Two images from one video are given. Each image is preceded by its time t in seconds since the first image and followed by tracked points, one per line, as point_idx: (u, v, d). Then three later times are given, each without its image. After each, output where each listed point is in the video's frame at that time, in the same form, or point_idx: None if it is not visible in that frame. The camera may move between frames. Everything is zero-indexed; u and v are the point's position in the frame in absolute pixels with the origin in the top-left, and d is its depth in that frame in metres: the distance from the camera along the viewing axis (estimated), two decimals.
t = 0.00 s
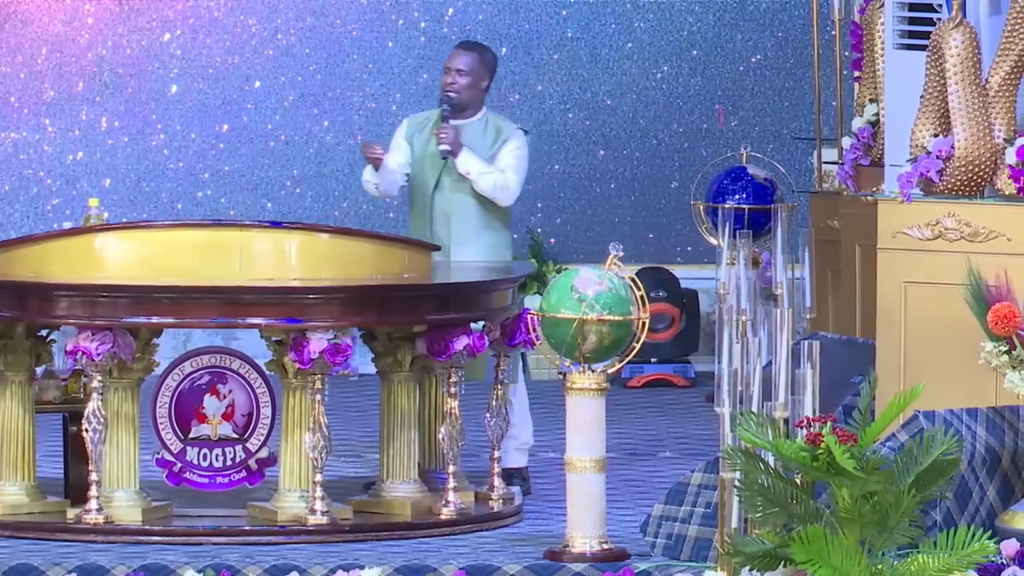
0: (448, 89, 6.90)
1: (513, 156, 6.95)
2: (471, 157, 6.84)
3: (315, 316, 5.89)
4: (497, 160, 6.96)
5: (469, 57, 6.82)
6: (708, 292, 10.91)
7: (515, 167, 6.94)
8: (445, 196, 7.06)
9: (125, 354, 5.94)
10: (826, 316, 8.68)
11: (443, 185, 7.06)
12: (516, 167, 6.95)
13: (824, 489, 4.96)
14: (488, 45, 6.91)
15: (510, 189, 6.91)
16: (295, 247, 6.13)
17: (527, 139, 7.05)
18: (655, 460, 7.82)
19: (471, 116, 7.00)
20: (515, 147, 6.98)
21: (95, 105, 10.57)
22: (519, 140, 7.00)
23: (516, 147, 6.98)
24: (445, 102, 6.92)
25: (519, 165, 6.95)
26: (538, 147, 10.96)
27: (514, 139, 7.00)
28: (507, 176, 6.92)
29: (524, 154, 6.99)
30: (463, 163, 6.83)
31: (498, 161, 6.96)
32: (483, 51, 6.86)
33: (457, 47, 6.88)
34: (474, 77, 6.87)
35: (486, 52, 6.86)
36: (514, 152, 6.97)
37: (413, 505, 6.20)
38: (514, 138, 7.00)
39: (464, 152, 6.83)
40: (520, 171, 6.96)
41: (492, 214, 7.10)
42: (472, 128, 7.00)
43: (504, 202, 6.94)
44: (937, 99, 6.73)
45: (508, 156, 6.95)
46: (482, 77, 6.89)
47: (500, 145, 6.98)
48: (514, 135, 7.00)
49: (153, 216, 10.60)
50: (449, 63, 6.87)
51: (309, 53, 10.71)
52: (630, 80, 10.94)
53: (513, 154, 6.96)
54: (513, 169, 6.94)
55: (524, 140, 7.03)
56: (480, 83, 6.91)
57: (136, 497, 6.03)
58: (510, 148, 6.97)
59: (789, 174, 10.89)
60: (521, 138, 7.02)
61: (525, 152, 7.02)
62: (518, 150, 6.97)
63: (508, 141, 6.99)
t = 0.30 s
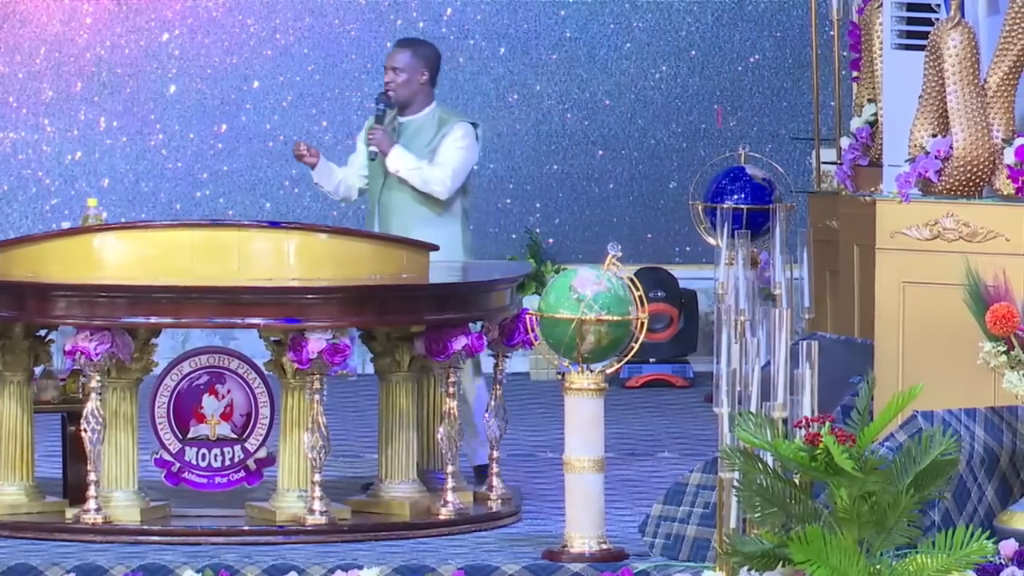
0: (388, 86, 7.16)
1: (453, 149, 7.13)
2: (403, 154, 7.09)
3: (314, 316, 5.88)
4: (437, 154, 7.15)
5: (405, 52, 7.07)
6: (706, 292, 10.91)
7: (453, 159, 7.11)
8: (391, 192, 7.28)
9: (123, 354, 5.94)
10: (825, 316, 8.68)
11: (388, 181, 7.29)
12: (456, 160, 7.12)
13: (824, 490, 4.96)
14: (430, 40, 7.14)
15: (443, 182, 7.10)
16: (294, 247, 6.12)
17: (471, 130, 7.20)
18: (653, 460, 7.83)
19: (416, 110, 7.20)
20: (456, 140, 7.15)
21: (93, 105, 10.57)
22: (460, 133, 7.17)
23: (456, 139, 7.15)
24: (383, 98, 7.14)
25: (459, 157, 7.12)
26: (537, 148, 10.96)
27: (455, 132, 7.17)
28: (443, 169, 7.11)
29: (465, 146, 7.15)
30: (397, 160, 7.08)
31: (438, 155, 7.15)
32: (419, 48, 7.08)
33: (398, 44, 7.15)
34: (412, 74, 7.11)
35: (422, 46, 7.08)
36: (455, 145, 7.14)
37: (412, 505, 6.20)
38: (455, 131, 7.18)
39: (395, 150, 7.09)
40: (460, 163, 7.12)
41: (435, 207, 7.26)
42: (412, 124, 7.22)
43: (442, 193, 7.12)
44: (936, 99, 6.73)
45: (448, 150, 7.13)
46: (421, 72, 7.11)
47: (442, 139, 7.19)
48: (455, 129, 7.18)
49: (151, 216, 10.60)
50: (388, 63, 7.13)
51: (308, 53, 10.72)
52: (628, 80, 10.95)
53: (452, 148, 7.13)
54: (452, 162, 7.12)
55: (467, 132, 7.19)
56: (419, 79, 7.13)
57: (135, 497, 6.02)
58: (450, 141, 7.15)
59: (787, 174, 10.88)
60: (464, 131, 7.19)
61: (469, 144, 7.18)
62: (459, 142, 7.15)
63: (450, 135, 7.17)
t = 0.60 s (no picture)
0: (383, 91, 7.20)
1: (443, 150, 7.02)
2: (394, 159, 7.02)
3: (330, 317, 5.88)
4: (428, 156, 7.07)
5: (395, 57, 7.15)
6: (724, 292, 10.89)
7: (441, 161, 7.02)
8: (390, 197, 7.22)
9: (141, 354, 5.96)
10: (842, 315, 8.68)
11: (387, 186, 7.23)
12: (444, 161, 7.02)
13: (842, 490, 4.95)
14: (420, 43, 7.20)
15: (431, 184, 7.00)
16: (311, 247, 6.12)
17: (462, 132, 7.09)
18: (671, 460, 7.82)
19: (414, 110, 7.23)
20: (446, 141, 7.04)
21: (111, 105, 10.60)
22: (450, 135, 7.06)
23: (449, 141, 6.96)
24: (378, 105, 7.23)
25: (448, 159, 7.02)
26: (555, 148, 10.98)
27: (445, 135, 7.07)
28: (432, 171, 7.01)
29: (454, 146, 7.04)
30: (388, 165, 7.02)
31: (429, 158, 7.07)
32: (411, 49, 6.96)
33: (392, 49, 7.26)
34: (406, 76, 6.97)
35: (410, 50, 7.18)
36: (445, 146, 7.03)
37: (430, 505, 6.21)
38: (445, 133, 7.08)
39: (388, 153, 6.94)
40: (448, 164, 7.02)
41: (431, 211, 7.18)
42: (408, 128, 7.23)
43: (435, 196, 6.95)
44: (953, 99, 6.72)
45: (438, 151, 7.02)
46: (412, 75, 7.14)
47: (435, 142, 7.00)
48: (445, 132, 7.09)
49: (168, 216, 10.62)
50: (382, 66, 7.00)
51: (324, 53, 10.74)
52: (646, 80, 10.96)
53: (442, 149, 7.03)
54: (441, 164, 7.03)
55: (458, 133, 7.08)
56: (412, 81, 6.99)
57: (152, 497, 6.04)
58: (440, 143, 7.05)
59: (804, 174, 10.86)
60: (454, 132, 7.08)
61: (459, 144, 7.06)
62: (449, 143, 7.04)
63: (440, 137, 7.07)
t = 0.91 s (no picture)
0: (410, 91, 6.85)
1: (459, 162, 6.73)
2: (407, 162, 6.73)
3: (365, 317, 5.89)
4: (442, 164, 6.76)
5: (428, 58, 6.75)
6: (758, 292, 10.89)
7: (455, 173, 6.73)
8: (399, 198, 6.92)
9: (176, 354, 5.98)
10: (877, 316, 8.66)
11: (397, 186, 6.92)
12: (460, 173, 6.73)
13: (876, 490, 4.95)
14: (454, 44, 6.82)
15: (441, 195, 6.72)
16: (346, 247, 6.13)
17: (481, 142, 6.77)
18: (706, 461, 7.82)
19: (440, 113, 6.86)
20: (464, 152, 6.75)
21: (146, 105, 10.64)
22: (468, 145, 6.75)
23: (465, 152, 6.75)
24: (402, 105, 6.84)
25: (463, 171, 6.73)
26: (589, 148, 10.99)
27: (463, 142, 6.76)
28: (444, 181, 6.73)
29: (473, 158, 6.74)
30: (400, 167, 6.72)
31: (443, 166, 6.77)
32: (444, 53, 6.77)
33: (425, 49, 6.83)
34: (436, 80, 6.78)
35: (446, 53, 6.77)
36: (462, 157, 6.73)
37: (464, 506, 6.22)
38: (463, 141, 6.76)
39: (403, 156, 6.73)
40: (463, 177, 6.73)
41: (440, 217, 6.85)
42: (428, 128, 6.87)
43: (441, 206, 6.74)
44: (987, 99, 6.69)
45: (453, 162, 6.73)
46: (443, 79, 6.78)
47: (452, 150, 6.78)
48: (463, 139, 6.77)
49: (204, 216, 10.66)
50: (412, 67, 6.81)
51: (360, 53, 10.79)
52: (681, 80, 10.98)
53: (457, 159, 6.74)
54: (455, 175, 6.74)
55: (477, 142, 6.77)
56: (441, 86, 6.80)
57: (187, 497, 6.06)
58: (457, 153, 6.75)
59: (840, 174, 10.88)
60: (473, 141, 6.77)
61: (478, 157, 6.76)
62: (467, 154, 6.74)
63: (458, 145, 6.76)
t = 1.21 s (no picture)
0: (425, 93, 6.84)
1: (470, 169, 6.67)
2: (417, 164, 6.66)
3: (387, 317, 5.90)
4: (452, 170, 6.71)
5: (447, 61, 6.76)
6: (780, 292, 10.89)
7: (463, 180, 6.67)
8: (406, 198, 6.85)
9: (197, 354, 5.98)
10: (899, 316, 8.64)
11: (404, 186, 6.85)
12: (468, 181, 6.67)
13: (897, 491, 4.95)
14: (476, 52, 6.82)
15: (446, 200, 6.66)
16: (368, 247, 6.13)
17: (493, 151, 6.71)
18: (728, 460, 7.82)
19: (454, 118, 6.82)
20: (475, 159, 6.69)
21: (168, 105, 10.70)
22: (480, 153, 6.70)
23: (476, 160, 6.69)
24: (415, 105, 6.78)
25: (472, 179, 6.68)
26: (611, 148, 10.99)
27: (475, 150, 6.71)
28: (452, 187, 6.67)
29: (483, 167, 6.69)
30: (409, 168, 6.65)
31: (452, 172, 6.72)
32: (464, 58, 6.77)
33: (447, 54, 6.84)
34: (453, 84, 6.76)
35: (466, 58, 6.77)
36: (472, 165, 6.68)
37: (486, 506, 6.22)
38: (475, 149, 6.71)
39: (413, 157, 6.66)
40: (471, 185, 6.68)
41: (445, 221, 6.78)
42: (442, 131, 6.82)
43: (446, 211, 6.68)
44: (1010, 99, 6.68)
45: (463, 168, 6.68)
46: (460, 85, 6.76)
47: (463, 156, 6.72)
48: (475, 147, 6.71)
49: (225, 215, 10.73)
50: (431, 69, 6.80)
51: (382, 53, 10.82)
52: (702, 80, 10.98)
53: (467, 166, 6.68)
54: (463, 182, 6.68)
55: (489, 152, 6.72)
56: (457, 91, 6.77)
57: (209, 497, 6.06)
58: (468, 160, 6.69)
59: (861, 174, 10.89)
60: (485, 150, 6.71)
61: (488, 166, 6.71)
62: (478, 162, 6.68)
63: (469, 152, 6.71)
